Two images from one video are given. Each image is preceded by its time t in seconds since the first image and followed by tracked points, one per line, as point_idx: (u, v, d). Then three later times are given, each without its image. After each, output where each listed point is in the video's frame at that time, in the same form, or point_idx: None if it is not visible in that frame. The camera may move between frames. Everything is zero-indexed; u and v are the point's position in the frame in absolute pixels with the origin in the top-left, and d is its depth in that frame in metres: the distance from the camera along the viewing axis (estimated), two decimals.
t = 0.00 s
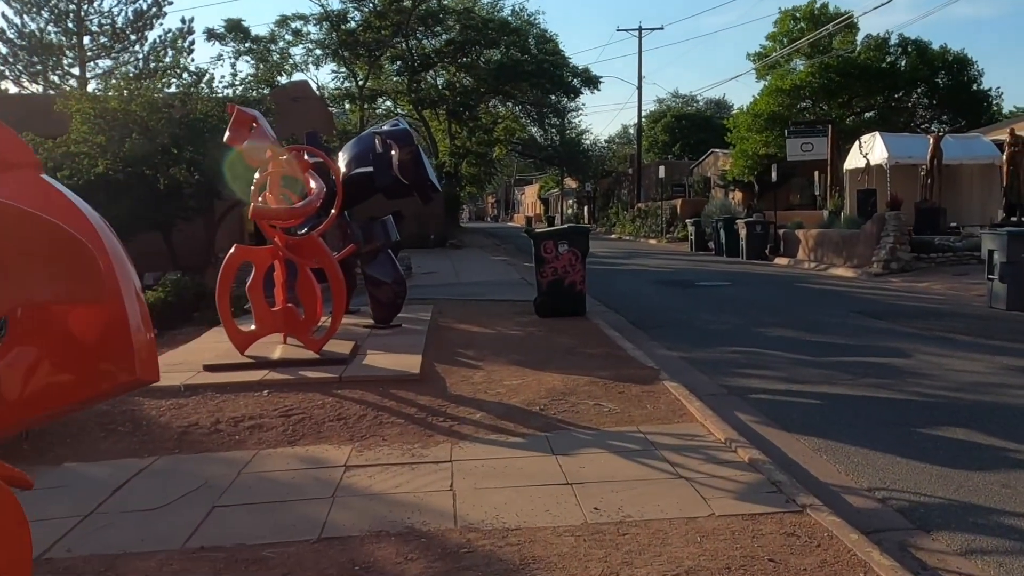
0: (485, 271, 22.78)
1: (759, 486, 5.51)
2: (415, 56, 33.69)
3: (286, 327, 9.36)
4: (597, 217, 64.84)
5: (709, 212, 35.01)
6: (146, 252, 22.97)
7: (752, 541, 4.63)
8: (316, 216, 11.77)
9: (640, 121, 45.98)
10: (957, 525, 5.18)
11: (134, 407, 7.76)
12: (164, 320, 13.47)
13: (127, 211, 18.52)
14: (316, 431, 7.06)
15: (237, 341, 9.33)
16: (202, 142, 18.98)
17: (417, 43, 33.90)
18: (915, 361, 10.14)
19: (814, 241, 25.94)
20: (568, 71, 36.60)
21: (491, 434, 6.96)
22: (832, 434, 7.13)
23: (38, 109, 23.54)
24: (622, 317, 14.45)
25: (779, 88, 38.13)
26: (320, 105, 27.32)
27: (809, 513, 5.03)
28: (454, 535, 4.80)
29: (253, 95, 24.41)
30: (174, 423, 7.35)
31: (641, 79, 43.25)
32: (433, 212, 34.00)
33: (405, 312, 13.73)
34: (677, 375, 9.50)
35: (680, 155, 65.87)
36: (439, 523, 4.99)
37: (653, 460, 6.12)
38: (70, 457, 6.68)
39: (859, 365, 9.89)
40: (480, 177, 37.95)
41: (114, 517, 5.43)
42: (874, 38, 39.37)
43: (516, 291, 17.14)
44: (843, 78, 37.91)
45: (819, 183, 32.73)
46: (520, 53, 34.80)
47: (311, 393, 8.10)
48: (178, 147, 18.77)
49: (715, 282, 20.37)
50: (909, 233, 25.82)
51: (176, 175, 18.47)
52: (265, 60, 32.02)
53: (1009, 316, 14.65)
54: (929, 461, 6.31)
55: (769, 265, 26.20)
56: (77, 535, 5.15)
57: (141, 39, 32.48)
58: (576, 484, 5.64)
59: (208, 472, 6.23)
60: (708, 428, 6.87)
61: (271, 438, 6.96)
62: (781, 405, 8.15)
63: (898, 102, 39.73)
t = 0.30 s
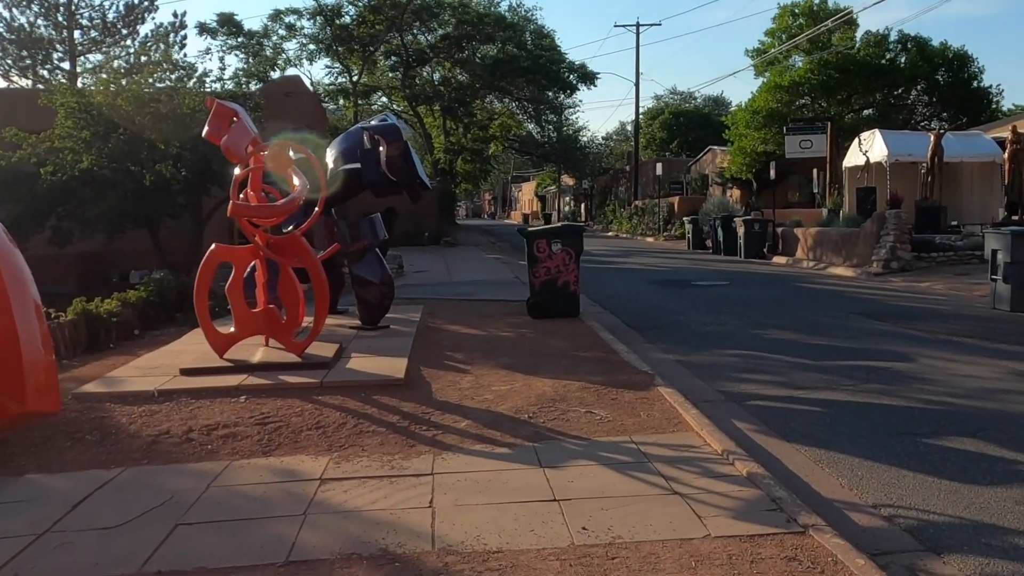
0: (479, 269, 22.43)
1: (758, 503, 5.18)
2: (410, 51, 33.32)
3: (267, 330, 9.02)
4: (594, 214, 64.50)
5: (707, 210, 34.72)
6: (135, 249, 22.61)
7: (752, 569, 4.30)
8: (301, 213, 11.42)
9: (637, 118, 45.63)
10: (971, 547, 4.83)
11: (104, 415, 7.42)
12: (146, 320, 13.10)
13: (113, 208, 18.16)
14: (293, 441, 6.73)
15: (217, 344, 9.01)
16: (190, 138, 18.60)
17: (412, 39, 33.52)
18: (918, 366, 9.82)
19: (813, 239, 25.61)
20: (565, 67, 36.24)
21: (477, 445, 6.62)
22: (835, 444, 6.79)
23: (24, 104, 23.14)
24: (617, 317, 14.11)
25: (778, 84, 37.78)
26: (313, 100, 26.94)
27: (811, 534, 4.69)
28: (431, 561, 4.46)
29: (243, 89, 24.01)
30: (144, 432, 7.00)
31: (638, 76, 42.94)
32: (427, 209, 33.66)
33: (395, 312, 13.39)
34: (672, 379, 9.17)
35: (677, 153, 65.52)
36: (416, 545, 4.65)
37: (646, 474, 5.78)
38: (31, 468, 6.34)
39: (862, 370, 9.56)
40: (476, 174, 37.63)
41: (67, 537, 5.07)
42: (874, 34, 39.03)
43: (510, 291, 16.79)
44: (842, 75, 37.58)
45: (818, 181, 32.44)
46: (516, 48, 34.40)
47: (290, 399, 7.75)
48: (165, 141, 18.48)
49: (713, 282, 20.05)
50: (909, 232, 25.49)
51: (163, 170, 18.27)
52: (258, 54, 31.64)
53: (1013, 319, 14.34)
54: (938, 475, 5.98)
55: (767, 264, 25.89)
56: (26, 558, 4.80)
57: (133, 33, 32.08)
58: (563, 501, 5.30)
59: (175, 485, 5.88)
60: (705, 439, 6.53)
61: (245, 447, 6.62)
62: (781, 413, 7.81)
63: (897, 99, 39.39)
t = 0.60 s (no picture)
0: (478, 267, 22.04)
1: (768, 524, 4.80)
2: (409, 46, 32.93)
3: (253, 332, 8.67)
4: (596, 212, 64.08)
5: (709, 208, 34.34)
6: (128, 246, 22.25)
7: None
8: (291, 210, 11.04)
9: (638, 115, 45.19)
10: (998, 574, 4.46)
11: (77, 422, 7.06)
12: (133, 319, 12.73)
13: (103, 204, 17.80)
14: (275, 450, 6.36)
15: (201, 346, 8.67)
16: (182, 133, 18.21)
17: (412, 34, 33.11)
18: (930, 370, 9.44)
19: (817, 238, 25.23)
20: (566, 63, 35.83)
21: (469, 455, 6.24)
22: (848, 456, 6.41)
23: (16, 98, 22.77)
24: (618, 318, 13.73)
25: (781, 81, 37.37)
26: (310, 95, 26.55)
27: (826, 560, 4.32)
28: None
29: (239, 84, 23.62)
30: (117, 440, 6.63)
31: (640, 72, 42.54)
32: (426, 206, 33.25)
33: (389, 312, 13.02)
34: (675, 384, 8.79)
35: (678, 150, 65.07)
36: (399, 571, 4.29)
37: (647, 490, 5.41)
38: None
39: (872, 375, 9.19)
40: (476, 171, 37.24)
41: (26, 557, 4.72)
42: (878, 31, 38.59)
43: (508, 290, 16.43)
44: (846, 72, 37.15)
45: (820, 179, 32.08)
46: (517, 44, 33.98)
47: (273, 405, 7.38)
48: (157, 137, 18.02)
49: (716, 281, 19.68)
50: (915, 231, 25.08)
51: (154, 166, 17.77)
52: (256, 50, 31.28)
53: None
54: (958, 492, 5.60)
55: (771, 263, 25.52)
56: None
57: (129, 27, 31.69)
58: (559, 519, 4.93)
59: (144, 500, 5.52)
60: (710, 450, 6.16)
61: (223, 458, 6.25)
62: (789, 421, 7.44)
63: (901, 97, 38.97)
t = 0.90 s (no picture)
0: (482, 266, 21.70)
1: (792, 548, 4.45)
2: (413, 42, 32.38)
3: (247, 333, 8.34)
4: (601, 210, 63.68)
5: (716, 206, 33.95)
6: (127, 243, 21.94)
7: None
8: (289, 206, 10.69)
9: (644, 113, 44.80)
10: None
11: (60, 429, 6.72)
12: (127, 319, 12.40)
13: (101, 200, 17.51)
14: (266, 461, 6.02)
15: (192, 348, 8.32)
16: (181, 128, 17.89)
17: (416, 29, 32.76)
18: (951, 376, 9.07)
19: (826, 237, 24.84)
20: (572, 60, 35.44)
21: (470, 467, 5.90)
22: (872, 469, 6.05)
23: (15, 93, 22.47)
24: (625, 319, 13.37)
25: (789, 79, 36.96)
26: (313, 91, 26.22)
27: None
28: None
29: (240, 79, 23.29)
30: (101, 450, 6.29)
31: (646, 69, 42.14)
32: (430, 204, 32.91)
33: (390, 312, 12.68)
34: (686, 390, 8.44)
35: (684, 148, 64.60)
36: None
37: (661, 508, 5.05)
38: None
39: (891, 381, 8.82)
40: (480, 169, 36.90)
41: None
42: (887, 28, 38.13)
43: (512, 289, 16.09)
44: (855, 69, 36.70)
45: (828, 178, 31.54)
46: (522, 40, 33.59)
47: (266, 412, 7.04)
48: (155, 132, 17.93)
49: (724, 280, 19.31)
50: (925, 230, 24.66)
51: (153, 161, 17.73)
52: (259, 45, 31.00)
53: None
54: (994, 511, 5.23)
55: (779, 262, 25.13)
56: None
57: (131, 22, 31.39)
58: (566, 542, 4.58)
59: (124, 516, 5.17)
60: (726, 464, 5.80)
61: (210, 469, 5.91)
62: (807, 430, 7.08)
63: (910, 95, 38.50)
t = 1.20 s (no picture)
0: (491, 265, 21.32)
1: None
2: (422, 39, 32.41)
3: (245, 334, 7.96)
4: (611, 209, 63.21)
5: (728, 206, 33.48)
6: (132, 241, 21.64)
7: None
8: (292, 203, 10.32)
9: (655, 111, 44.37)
10: None
11: (45, 435, 6.36)
12: (126, 318, 12.05)
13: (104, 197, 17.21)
14: (261, 472, 5.65)
15: (188, 349, 7.96)
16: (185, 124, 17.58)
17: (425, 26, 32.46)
18: (984, 382, 8.63)
19: (843, 237, 24.37)
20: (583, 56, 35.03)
21: (478, 480, 5.51)
22: (909, 485, 5.63)
23: (21, 89, 22.21)
24: (639, 321, 12.96)
25: (803, 77, 36.47)
26: (321, 88, 25.92)
27: None
28: None
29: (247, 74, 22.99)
30: (86, 459, 5.93)
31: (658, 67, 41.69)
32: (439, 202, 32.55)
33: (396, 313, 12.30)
34: (706, 397, 8.02)
35: (695, 148, 64.07)
36: None
37: (684, 529, 4.64)
38: None
39: (921, 387, 8.39)
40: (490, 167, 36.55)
41: None
42: (904, 26, 37.58)
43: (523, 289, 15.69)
44: (870, 67, 36.16)
45: (844, 176, 30.99)
46: (533, 36, 33.19)
47: (263, 419, 6.66)
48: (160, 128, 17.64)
49: (739, 281, 18.87)
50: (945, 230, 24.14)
51: (155, 157, 17.54)
52: (268, 42, 30.76)
53: None
54: None
55: (794, 263, 24.67)
56: None
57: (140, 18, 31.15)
58: (581, 567, 4.19)
59: (105, 533, 4.81)
60: (753, 479, 5.38)
61: (201, 481, 5.54)
62: (837, 441, 6.66)
63: (926, 93, 37.94)
